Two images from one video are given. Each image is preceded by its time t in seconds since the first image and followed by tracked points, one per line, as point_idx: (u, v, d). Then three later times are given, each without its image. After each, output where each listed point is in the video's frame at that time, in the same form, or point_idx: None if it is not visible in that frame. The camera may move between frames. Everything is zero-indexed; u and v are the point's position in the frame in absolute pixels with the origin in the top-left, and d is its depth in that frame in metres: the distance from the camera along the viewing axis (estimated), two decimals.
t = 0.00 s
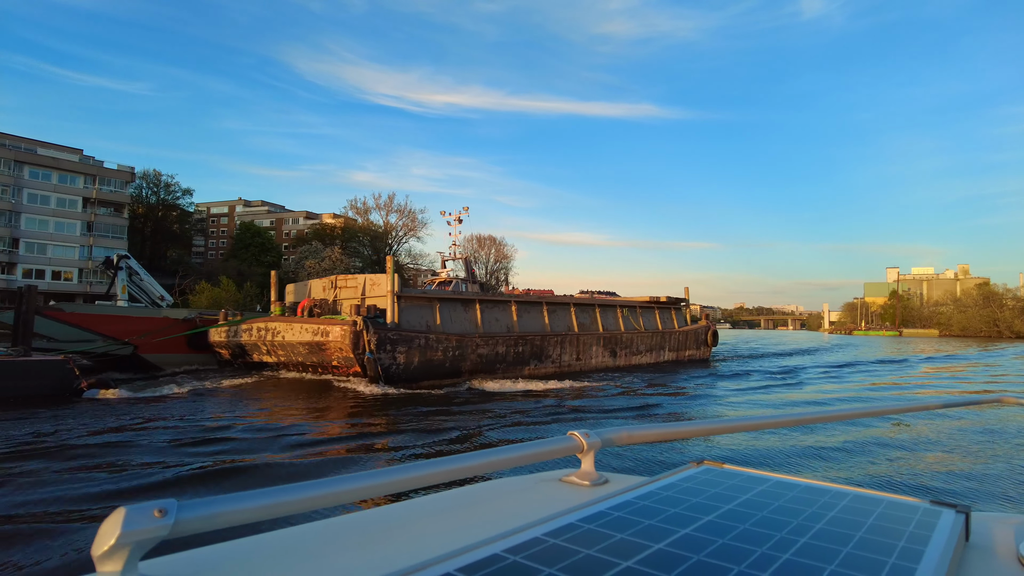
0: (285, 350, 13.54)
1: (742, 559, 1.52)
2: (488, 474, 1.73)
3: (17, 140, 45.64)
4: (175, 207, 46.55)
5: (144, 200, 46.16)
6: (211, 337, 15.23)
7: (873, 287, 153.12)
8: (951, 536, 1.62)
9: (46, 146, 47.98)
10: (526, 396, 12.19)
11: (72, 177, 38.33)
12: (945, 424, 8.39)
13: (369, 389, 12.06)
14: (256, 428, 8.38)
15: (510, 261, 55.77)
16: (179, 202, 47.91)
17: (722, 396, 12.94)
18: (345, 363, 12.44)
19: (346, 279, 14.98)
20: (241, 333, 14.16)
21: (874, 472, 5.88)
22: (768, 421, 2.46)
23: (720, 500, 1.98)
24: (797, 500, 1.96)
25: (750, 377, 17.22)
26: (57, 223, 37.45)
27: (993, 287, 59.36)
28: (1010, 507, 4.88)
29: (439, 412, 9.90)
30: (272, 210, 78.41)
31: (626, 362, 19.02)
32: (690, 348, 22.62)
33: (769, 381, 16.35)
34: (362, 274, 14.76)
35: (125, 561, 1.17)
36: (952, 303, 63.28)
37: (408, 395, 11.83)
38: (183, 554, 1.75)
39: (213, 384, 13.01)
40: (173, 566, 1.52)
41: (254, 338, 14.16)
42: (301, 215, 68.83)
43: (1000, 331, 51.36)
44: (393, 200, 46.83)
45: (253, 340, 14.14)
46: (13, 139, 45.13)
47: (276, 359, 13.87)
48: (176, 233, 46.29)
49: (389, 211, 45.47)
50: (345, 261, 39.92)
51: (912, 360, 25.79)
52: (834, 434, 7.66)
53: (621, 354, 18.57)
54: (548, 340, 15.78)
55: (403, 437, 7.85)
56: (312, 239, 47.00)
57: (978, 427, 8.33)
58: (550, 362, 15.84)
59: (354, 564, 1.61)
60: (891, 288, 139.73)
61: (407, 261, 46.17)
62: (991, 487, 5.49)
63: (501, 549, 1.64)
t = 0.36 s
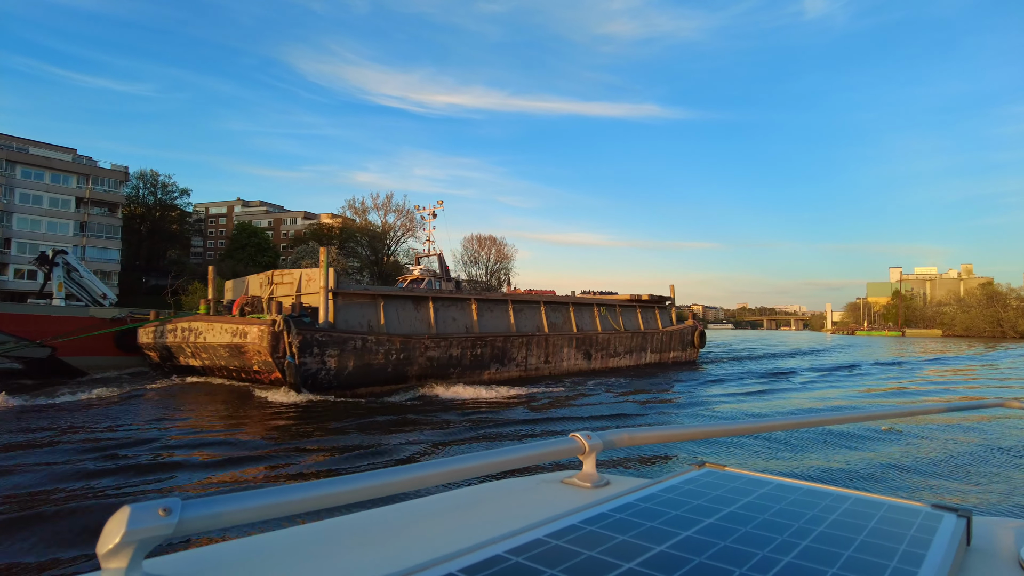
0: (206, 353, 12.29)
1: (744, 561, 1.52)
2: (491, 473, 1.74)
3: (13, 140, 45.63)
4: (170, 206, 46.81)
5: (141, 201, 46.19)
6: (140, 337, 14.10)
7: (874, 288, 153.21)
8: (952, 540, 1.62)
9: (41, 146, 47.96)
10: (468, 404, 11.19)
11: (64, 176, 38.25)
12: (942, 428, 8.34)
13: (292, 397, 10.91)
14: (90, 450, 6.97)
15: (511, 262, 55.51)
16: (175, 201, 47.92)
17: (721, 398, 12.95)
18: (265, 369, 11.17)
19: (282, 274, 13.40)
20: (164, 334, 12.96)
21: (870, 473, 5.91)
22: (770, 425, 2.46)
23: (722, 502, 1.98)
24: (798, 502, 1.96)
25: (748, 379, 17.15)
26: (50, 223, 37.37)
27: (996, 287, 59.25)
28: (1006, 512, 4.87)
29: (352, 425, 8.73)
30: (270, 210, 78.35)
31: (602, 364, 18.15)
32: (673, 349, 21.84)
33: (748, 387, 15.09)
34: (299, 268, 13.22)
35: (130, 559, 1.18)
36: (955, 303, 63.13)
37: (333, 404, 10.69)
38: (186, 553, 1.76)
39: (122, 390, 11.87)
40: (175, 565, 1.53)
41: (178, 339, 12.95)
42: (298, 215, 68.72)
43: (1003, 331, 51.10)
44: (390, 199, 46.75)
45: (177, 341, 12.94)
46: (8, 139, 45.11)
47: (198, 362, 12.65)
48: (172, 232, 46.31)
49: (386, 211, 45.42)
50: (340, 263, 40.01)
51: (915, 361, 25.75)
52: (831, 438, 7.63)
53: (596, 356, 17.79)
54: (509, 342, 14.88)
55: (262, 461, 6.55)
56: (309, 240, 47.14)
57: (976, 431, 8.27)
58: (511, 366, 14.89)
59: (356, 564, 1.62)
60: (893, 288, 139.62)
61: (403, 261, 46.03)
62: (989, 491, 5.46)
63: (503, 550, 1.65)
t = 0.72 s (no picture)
0: (113, 355, 11.56)
1: (744, 564, 1.51)
2: (491, 475, 1.73)
3: (7, 140, 45.68)
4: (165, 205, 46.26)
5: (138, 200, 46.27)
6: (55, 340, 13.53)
7: (877, 287, 153.23)
8: (953, 542, 1.62)
9: (36, 144, 47.97)
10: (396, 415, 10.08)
11: (57, 176, 38.30)
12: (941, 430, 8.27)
13: (191, 407, 9.69)
14: (35, 463, 6.48)
15: (512, 261, 55.24)
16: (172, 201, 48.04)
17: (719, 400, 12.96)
18: (164, 373, 10.08)
19: (203, 267, 12.64)
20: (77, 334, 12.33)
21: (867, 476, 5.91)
22: (771, 426, 2.45)
23: (722, 504, 1.98)
24: (798, 505, 1.96)
25: (747, 379, 17.12)
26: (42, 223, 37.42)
27: (1000, 288, 59.07)
28: (1003, 515, 4.85)
29: (237, 445, 7.52)
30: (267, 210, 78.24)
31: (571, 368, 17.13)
32: (656, 350, 20.88)
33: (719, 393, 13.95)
34: (220, 261, 12.48)
35: (128, 560, 1.17)
36: (958, 304, 62.95)
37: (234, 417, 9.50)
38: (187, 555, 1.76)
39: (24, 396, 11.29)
40: (175, 566, 1.53)
41: (88, 339, 12.33)
42: (296, 215, 68.67)
43: (1007, 332, 50.94)
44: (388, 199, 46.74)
45: (88, 343, 12.31)
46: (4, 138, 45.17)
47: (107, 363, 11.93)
48: (167, 233, 45.83)
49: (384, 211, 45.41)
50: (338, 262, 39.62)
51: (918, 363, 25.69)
52: (828, 441, 7.60)
53: (567, 359, 16.87)
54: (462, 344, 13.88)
55: (137, 492, 5.59)
56: (306, 239, 47.07)
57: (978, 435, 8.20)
58: (464, 370, 13.87)
59: (355, 565, 1.62)
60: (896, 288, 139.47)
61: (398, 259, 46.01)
62: (989, 493, 5.42)
63: (501, 552, 1.64)
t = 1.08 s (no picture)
0: None
1: (749, 560, 1.52)
2: (495, 473, 1.74)
3: (3, 140, 45.73)
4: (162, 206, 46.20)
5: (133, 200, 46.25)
6: None
7: (879, 288, 152.83)
8: (957, 537, 1.62)
9: (31, 144, 47.95)
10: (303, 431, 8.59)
11: (50, 176, 38.22)
12: (939, 427, 8.25)
13: (58, 421, 8.24)
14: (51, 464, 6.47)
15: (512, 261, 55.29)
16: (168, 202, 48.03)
17: (718, 400, 12.93)
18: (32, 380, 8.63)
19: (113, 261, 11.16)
20: None
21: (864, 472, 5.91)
22: (774, 422, 2.46)
23: (726, 500, 1.98)
24: (802, 500, 1.96)
25: (747, 379, 17.06)
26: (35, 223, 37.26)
27: (1003, 288, 58.99)
28: (1001, 511, 4.85)
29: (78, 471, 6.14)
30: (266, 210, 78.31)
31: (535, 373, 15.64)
32: (636, 352, 19.65)
33: (692, 404, 12.49)
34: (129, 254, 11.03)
35: (136, 560, 1.19)
36: (962, 304, 62.85)
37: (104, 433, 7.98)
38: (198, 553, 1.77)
39: None
40: (182, 565, 1.54)
41: None
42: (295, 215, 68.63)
43: (1011, 332, 50.86)
44: (386, 198, 46.77)
45: None
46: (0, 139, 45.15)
47: None
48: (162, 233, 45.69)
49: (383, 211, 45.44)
50: (335, 263, 39.71)
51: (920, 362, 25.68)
52: (830, 438, 7.58)
53: (534, 362, 15.54)
54: (409, 346, 12.42)
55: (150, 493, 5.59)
56: (304, 239, 47.05)
57: (980, 432, 8.20)
58: (409, 377, 12.39)
59: (362, 563, 1.63)
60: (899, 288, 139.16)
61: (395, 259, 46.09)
62: (988, 490, 5.42)
63: (507, 549, 1.65)
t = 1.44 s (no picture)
0: None
1: (751, 564, 1.52)
2: (495, 477, 1.74)
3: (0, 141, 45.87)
4: (158, 206, 45.82)
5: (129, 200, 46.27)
6: None
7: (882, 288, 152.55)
8: (958, 541, 1.62)
9: (25, 144, 47.94)
10: (174, 450, 7.43)
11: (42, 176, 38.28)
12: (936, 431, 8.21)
13: None
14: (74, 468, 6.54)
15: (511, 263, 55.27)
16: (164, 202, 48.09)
17: (717, 402, 12.90)
18: None
19: None
20: None
21: (860, 474, 5.88)
22: (775, 426, 2.46)
23: (727, 504, 1.98)
24: (804, 504, 1.95)
25: (745, 381, 17.00)
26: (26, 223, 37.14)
27: (1005, 289, 58.82)
28: (999, 514, 4.85)
29: None
30: (264, 211, 78.29)
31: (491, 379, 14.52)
32: (610, 355, 18.75)
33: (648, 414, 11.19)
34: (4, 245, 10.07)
35: (134, 564, 1.18)
36: (964, 305, 62.71)
37: None
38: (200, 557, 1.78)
39: None
40: (181, 569, 1.54)
41: None
42: (292, 215, 68.62)
43: (1013, 333, 50.71)
44: (384, 199, 46.86)
45: None
46: None
47: None
48: (159, 234, 45.68)
49: (381, 211, 45.51)
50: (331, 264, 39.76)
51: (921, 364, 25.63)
52: (830, 442, 7.58)
53: (492, 366, 14.50)
54: (336, 350, 11.27)
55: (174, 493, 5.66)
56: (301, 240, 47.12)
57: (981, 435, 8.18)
58: (337, 384, 11.23)
59: (363, 568, 1.62)
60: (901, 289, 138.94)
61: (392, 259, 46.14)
62: (985, 494, 5.39)
63: (508, 553, 1.64)
